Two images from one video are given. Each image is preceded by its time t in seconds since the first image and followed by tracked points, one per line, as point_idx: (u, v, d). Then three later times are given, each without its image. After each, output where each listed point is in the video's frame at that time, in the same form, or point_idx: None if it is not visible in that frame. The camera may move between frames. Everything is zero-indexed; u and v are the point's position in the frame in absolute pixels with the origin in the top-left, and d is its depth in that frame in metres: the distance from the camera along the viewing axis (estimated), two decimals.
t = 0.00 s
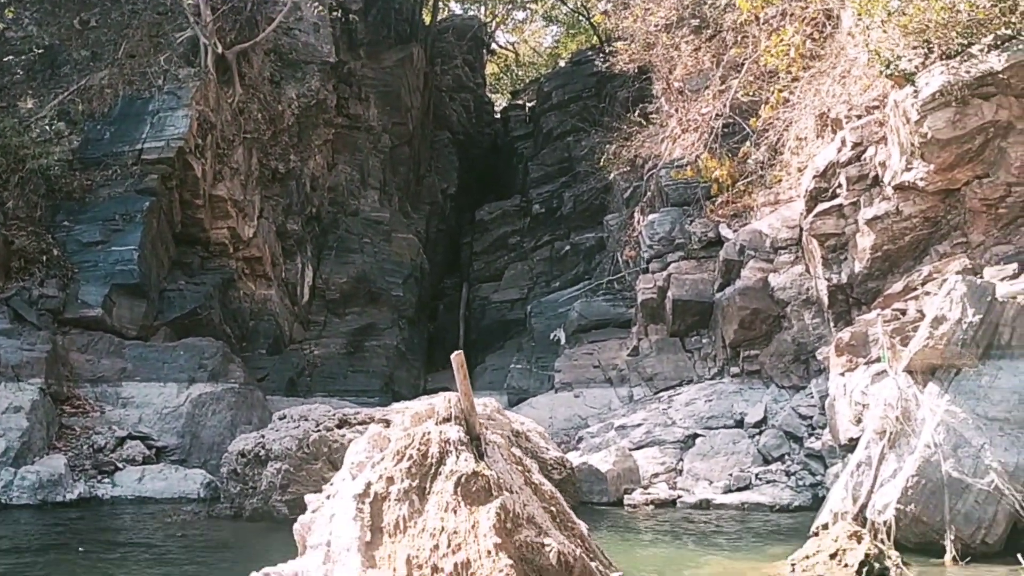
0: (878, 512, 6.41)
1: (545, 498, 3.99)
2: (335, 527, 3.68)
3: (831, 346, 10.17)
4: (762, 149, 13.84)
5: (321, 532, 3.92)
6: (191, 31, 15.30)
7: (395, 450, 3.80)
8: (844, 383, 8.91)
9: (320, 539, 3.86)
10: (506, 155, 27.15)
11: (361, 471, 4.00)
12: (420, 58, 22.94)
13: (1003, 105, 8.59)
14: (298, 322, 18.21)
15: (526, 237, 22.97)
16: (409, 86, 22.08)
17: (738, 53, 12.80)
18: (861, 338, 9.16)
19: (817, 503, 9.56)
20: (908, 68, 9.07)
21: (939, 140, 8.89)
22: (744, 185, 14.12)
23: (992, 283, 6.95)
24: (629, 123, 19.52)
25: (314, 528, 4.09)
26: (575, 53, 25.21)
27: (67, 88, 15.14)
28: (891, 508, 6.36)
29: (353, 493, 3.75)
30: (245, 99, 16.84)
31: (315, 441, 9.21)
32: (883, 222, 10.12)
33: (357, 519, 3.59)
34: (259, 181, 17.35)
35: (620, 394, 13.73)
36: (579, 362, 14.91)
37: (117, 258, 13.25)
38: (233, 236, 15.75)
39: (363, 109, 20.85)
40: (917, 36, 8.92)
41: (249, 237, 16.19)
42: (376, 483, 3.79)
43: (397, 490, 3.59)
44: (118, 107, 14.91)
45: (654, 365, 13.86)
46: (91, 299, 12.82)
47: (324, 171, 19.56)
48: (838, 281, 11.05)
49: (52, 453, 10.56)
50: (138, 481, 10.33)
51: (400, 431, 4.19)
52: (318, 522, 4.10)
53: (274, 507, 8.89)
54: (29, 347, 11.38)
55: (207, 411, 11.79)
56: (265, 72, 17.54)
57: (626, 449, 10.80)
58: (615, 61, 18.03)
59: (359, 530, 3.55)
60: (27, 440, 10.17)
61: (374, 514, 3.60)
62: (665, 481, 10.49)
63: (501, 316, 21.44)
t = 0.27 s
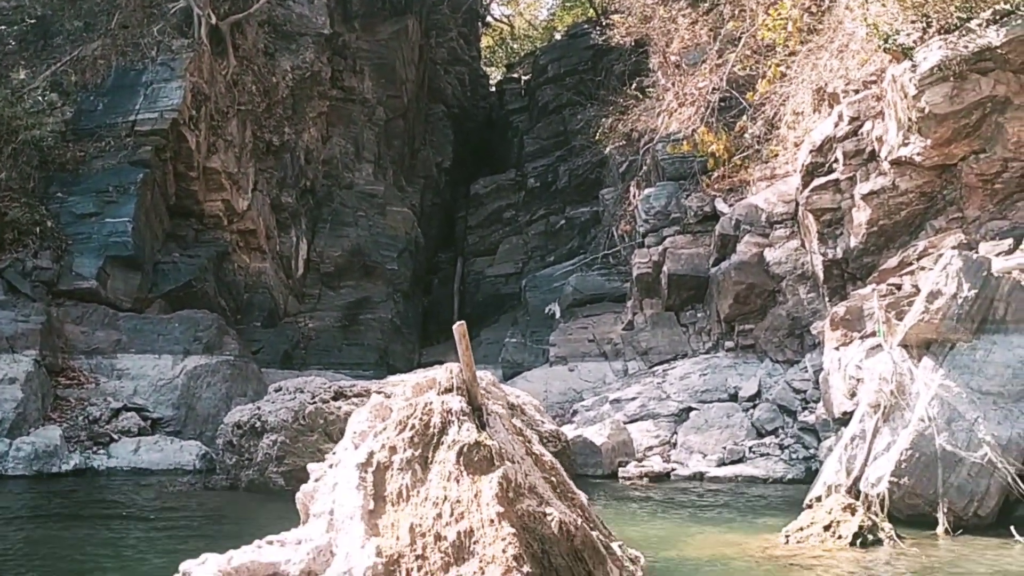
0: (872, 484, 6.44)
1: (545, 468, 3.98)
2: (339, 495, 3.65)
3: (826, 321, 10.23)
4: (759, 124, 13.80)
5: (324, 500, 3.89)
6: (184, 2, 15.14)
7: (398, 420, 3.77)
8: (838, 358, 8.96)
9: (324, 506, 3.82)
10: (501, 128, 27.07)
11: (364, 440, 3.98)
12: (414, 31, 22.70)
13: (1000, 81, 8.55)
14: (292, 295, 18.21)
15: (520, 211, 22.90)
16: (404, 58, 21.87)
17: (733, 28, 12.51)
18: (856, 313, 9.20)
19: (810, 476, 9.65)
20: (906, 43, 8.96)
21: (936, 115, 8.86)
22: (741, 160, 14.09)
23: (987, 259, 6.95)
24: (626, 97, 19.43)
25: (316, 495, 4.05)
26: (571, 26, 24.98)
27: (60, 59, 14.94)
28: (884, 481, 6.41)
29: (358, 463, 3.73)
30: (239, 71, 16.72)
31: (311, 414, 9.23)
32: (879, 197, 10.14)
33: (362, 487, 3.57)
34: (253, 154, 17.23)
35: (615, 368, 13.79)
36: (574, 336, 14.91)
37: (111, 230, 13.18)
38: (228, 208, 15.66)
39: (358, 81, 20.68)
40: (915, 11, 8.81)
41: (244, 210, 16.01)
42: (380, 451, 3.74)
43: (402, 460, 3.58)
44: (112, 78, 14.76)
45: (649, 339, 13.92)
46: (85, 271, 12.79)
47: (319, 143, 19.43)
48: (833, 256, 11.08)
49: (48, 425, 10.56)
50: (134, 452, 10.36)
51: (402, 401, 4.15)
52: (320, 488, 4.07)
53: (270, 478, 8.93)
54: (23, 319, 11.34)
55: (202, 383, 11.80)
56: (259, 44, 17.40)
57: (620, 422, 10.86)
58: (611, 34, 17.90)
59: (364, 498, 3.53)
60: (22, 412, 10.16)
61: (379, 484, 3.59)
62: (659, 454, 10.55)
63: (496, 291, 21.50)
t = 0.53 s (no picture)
0: (867, 467, 6.50)
1: (545, 452, 3.97)
2: (338, 479, 3.64)
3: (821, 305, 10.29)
4: (755, 107, 13.78)
5: (324, 484, 3.88)
6: None
7: (397, 404, 3.75)
8: (833, 341, 9.00)
9: (323, 491, 3.81)
10: (496, 112, 26.96)
11: (364, 425, 3.97)
12: (409, 13, 22.57)
13: (997, 64, 8.60)
14: (287, 279, 18.18)
15: (515, 195, 22.85)
16: (398, 41, 21.77)
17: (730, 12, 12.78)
18: (852, 296, 9.25)
19: (804, 459, 9.71)
20: (903, 26, 8.94)
21: (932, 98, 8.84)
22: (736, 144, 14.04)
23: (983, 242, 6.94)
24: (622, 80, 19.37)
25: (315, 479, 4.03)
26: (566, 8, 24.87)
27: (51, 42, 14.96)
28: (879, 464, 6.46)
29: (357, 447, 3.72)
30: (233, 54, 16.61)
31: (307, 398, 9.18)
32: (874, 180, 10.11)
33: (362, 471, 3.58)
34: (247, 137, 17.11)
35: (611, 351, 13.81)
36: (570, 320, 14.84)
37: (104, 215, 13.09)
38: (222, 192, 15.62)
39: (352, 65, 20.59)
40: None
41: (238, 194, 16.02)
42: (379, 435, 3.70)
43: (401, 445, 3.56)
44: (104, 61, 14.66)
45: (645, 323, 13.95)
46: (79, 256, 12.68)
47: (313, 126, 19.34)
48: (828, 240, 11.06)
49: (43, 409, 10.56)
50: (130, 437, 10.36)
51: (402, 385, 4.15)
52: (319, 473, 4.05)
53: (267, 462, 8.97)
54: (17, 303, 11.29)
55: (197, 367, 11.80)
56: (252, 26, 17.30)
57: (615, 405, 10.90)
58: (607, 16, 17.82)
59: (364, 482, 3.54)
60: (17, 396, 10.16)
61: (380, 468, 3.59)
62: (654, 438, 10.59)
63: (491, 275, 21.48)
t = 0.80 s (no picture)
0: (850, 458, 6.53)
1: (530, 444, 3.98)
2: (322, 471, 3.60)
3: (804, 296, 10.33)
4: (738, 98, 13.85)
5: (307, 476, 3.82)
6: None
7: (382, 396, 3.75)
8: (815, 333, 9.02)
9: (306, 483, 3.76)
10: (479, 102, 26.84)
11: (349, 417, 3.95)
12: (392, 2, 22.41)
13: (980, 55, 8.62)
14: (269, 269, 18.07)
15: (499, 186, 22.81)
16: (382, 30, 21.66)
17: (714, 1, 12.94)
18: (834, 288, 9.33)
19: (786, 450, 9.77)
20: (886, 18, 8.90)
21: (915, 90, 8.86)
22: (720, 135, 14.06)
23: (965, 234, 6.99)
24: (606, 71, 19.35)
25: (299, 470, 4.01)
26: None
27: (32, 29, 14.74)
28: (861, 455, 6.49)
29: (341, 438, 3.69)
30: (214, 42, 16.45)
31: (289, 389, 9.18)
32: (857, 172, 10.13)
33: (345, 464, 3.52)
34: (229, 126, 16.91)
35: (594, 343, 13.82)
36: (554, 311, 14.89)
37: (84, 204, 12.93)
38: (203, 181, 15.46)
39: (335, 54, 20.39)
40: None
41: (219, 183, 15.81)
42: (364, 427, 3.70)
43: (386, 436, 3.55)
44: (84, 49, 14.50)
45: (628, 314, 13.88)
46: (59, 246, 12.57)
47: (295, 116, 19.21)
48: (811, 231, 11.11)
49: (22, 401, 10.47)
50: (110, 428, 10.27)
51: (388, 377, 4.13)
52: (302, 464, 4.02)
53: (248, 454, 8.93)
54: None
55: (178, 358, 11.72)
56: (235, 15, 17.21)
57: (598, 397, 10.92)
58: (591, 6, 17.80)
59: (348, 473, 3.47)
60: None
61: (364, 459, 3.56)
62: (638, 429, 10.61)
63: (474, 266, 21.46)
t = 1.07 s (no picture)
0: (826, 448, 6.64)
1: (512, 435, 3.95)
2: (305, 462, 3.59)
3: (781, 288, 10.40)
4: (716, 92, 13.94)
5: (290, 467, 3.81)
6: None
7: (364, 387, 3.76)
8: (792, 324, 9.11)
9: (290, 475, 3.74)
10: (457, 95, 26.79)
11: (331, 408, 3.94)
12: None
13: (955, 50, 8.68)
14: (246, 262, 17.96)
15: (477, 178, 22.78)
16: (358, 22, 21.54)
17: None
18: (810, 280, 9.38)
19: (763, 441, 9.83)
20: (863, 13, 8.89)
21: (891, 84, 8.94)
22: (697, 128, 14.11)
23: (940, 227, 7.03)
24: (583, 63, 19.34)
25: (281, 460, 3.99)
26: None
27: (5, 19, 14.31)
28: (837, 445, 6.58)
29: (323, 429, 3.67)
30: (189, 33, 16.28)
31: (267, 381, 9.07)
32: (833, 165, 10.20)
33: (328, 455, 3.50)
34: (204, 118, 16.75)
35: (573, 335, 13.84)
36: (532, 303, 14.94)
37: (59, 196, 12.74)
38: (179, 174, 15.28)
39: (312, 46, 20.35)
40: None
41: (194, 175, 15.67)
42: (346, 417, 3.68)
43: (368, 427, 3.53)
44: (58, 39, 14.33)
45: (607, 307, 13.98)
46: (33, 238, 12.33)
47: (271, 108, 19.05)
48: (787, 224, 11.18)
49: None
50: (86, 422, 10.15)
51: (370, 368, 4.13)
52: (284, 455, 3.99)
53: (226, 446, 8.87)
54: None
55: (155, 351, 11.60)
56: (210, 7, 17.07)
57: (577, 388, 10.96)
58: None
59: (331, 465, 3.45)
60: None
61: (347, 451, 3.54)
62: (617, 420, 10.66)
63: (452, 259, 21.45)
